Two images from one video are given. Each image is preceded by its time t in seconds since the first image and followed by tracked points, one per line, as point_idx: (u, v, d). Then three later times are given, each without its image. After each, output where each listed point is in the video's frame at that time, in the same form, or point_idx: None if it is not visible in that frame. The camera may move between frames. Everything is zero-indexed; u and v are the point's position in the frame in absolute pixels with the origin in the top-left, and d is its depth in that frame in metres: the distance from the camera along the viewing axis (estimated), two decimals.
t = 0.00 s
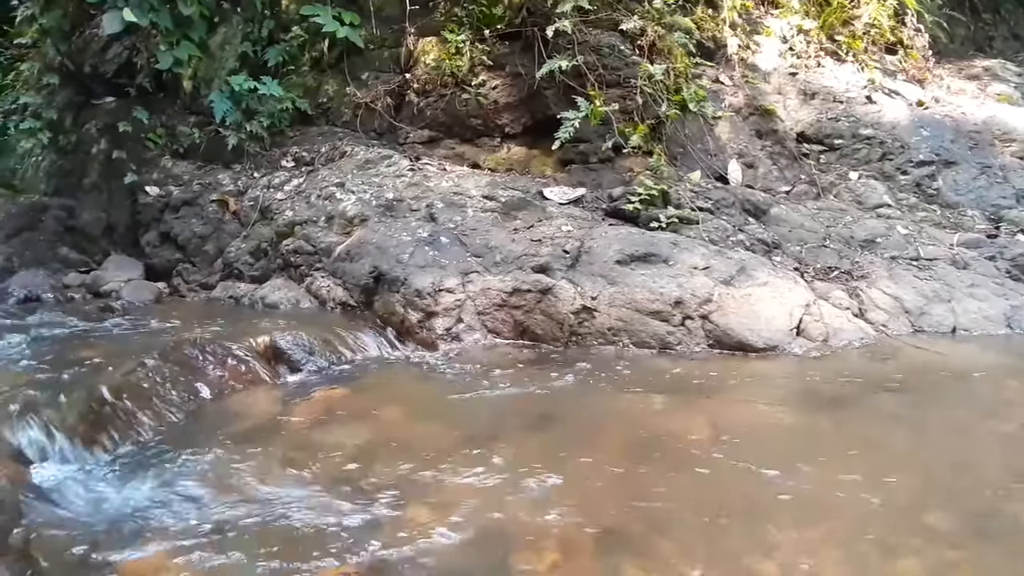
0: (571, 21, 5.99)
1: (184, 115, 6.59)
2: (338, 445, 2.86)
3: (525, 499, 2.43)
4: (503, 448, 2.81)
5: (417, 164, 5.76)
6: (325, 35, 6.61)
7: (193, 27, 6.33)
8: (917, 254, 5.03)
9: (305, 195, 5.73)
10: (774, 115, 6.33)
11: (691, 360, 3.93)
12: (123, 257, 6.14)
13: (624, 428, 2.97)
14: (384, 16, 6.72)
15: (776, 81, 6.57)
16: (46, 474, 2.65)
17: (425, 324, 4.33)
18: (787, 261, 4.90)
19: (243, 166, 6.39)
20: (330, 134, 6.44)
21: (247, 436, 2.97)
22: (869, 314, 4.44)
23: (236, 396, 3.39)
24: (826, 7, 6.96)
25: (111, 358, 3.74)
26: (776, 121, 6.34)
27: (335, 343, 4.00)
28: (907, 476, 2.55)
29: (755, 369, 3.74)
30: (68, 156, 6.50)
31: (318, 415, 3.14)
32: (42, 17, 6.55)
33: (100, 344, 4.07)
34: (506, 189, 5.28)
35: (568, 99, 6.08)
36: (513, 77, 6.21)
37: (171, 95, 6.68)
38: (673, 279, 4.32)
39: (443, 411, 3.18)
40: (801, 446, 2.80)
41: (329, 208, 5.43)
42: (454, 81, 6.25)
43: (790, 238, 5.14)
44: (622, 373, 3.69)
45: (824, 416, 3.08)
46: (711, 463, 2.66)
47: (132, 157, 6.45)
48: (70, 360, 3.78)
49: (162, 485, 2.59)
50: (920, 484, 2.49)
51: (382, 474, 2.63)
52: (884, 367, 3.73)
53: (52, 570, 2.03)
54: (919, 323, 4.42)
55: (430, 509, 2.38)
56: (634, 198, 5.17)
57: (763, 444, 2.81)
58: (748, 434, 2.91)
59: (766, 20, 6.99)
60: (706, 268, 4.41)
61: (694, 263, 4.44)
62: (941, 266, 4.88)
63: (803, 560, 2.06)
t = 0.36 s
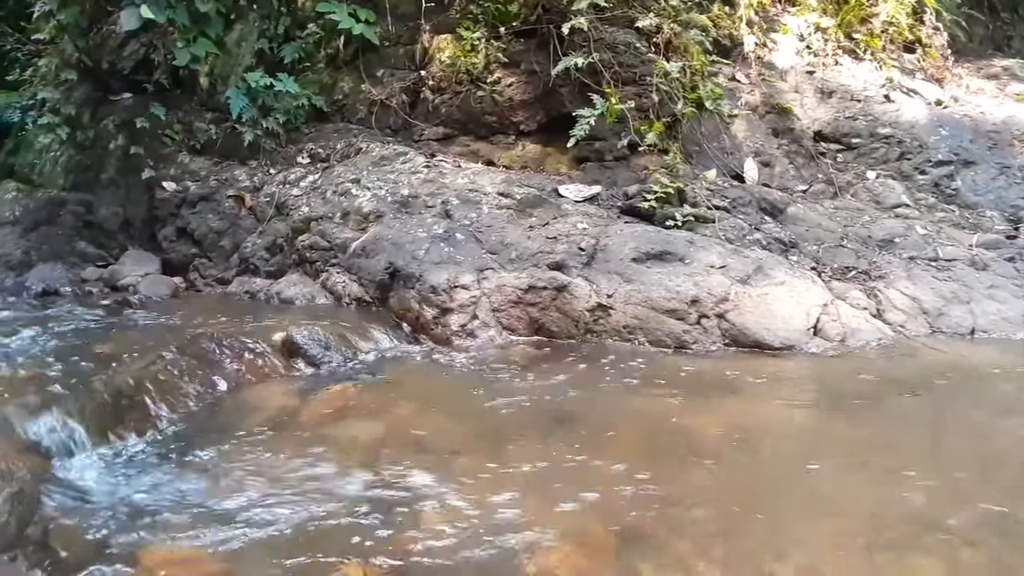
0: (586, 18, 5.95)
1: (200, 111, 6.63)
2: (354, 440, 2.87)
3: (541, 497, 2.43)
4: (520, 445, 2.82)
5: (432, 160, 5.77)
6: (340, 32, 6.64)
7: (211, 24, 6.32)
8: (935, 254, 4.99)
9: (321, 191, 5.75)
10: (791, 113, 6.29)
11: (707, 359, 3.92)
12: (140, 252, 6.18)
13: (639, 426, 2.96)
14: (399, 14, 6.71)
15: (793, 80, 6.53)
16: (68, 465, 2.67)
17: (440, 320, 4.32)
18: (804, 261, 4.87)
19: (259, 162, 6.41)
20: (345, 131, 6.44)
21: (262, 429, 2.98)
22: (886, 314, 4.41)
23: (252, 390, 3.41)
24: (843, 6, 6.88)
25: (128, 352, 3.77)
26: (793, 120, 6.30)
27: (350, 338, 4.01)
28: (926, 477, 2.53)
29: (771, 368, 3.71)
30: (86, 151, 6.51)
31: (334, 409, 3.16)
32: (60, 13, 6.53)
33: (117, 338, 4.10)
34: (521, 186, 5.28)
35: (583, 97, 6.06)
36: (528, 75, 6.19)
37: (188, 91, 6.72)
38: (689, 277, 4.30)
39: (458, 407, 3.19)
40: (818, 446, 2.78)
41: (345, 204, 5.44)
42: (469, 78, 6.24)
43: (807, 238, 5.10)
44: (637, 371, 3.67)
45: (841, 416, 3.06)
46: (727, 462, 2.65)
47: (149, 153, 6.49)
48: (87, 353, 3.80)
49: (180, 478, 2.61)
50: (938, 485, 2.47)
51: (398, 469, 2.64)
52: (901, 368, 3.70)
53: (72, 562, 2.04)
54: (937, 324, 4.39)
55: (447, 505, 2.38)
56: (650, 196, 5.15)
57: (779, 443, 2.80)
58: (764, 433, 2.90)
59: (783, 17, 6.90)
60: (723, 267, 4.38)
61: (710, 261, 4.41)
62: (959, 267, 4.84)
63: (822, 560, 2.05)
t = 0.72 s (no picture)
0: (596, 17, 5.95)
1: (210, 112, 6.64)
2: (366, 440, 2.86)
3: (554, 496, 2.42)
4: (532, 444, 2.81)
5: (441, 160, 5.76)
6: (349, 32, 6.63)
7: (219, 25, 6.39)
8: (948, 252, 4.95)
9: (330, 191, 5.75)
10: (801, 111, 6.26)
11: (718, 358, 3.91)
12: (151, 253, 6.21)
13: (654, 425, 2.96)
14: (407, 14, 6.72)
15: (804, 77, 6.48)
16: (78, 469, 2.66)
17: (450, 320, 4.33)
18: (816, 259, 4.84)
19: (268, 163, 6.41)
20: (354, 131, 6.45)
21: (276, 429, 2.99)
22: (899, 313, 4.38)
23: (265, 390, 3.42)
24: (854, 3, 6.86)
25: (141, 352, 3.79)
26: (803, 118, 6.27)
27: (361, 338, 4.01)
28: (941, 475, 2.51)
29: (783, 367, 3.70)
30: (97, 152, 6.55)
31: (345, 409, 3.15)
32: (70, 15, 6.55)
33: (129, 338, 4.12)
34: (530, 185, 5.27)
35: (592, 95, 6.04)
36: (536, 74, 6.17)
37: (198, 92, 6.74)
38: (700, 276, 4.29)
39: (471, 407, 3.18)
40: (831, 445, 2.77)
41: (355, 204, 5.44)
42: (478, 77, 6.24)
43: (819, 236, 5.08)
44: (648, 371, 3.66)
45: (854, 416, 3.04)
46: (739, 461, 2.64)
47: (159, 154, 6.51)
48: (97, 354, 3.81)
49: (191, 478, 2.61)
50: (953, 484, 2.45)
51: (410, 468, 2.64)
52: (915, 367, 3.67)
53: (86, 563, 2.04)
54: (950, 322, 4.35)
55: (460, 504, 2.38)
56: (660, 194, 5.13)
57: (792, 443, 2.78)
58: (778, 432, 2.88)
59: (793, 14, 6.90)
60: (734, 265, 4.36)
61: (722, 260, 4.39)
62: (972, 265, 4.80)
63: (838, 559, 2.04)
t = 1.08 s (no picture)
0: (604, 18, 5.90)
1: (220, 117, 6.66)
2: (380, 444, 2.86)
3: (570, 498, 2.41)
4: (547, 447, 2.80)
5: (451, 162, 5.76)
6: (358, 36, 6.66)
7: (229, 30, 6.44)
8: (963, 250, 4.92)
9: (341, 195, 5.75)
10: (812, 110, 6.23)
11: (732, 359, 3.89)
12: (163, 257, 6.24)
13: (670, 426, 2.95)
14: (416, 17, 6.72)
15: (814, 76, 6.46)
16: (94, 469, 2.68)
17: (463, 322, 4.32)
18: (830, 258, 4.81)
19: (279, 167, 6.43)
20: (364, 134, 6.46)
21: (291, 433, 2.99)
22: (914, 312, 4.35)
23: (279, 394, 3.42)
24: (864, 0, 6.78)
25: (155, 356, 3.80)
26: (814, 117, 6.23)
27: (374, 342, 4.02)
28: (960, 475, 2.49)
29: (797, 368, 3.68)
30: (109, 158, 6.59)
31: (359, 413, 3.15)
32: (79, 21, 6.64)
33: (142, 343, 4.14)
34: (541, 187, 5.26)
35: (602, 96, 6.03)
36: (546, 75, 6.17)
37: (208, 97, 6.77)
38: (714, 277, 4.27)
39: (485, 409, 3.18)
40: (850, 445, 2.75)
41: (366, 207, 5.44)
42: (487, 80, 6.24)
43: (832, 235, 5.05)
44: (662, 372, 3.64)
45: (870, 416, 3.01)
46: (757, 463, 2.62)
47: (171, 159, 6.54)
48: (111, 358, 3.83)
49: (205, 482, 2.61)
50: (972, 484, 2.42)
51: (425, 472, 2.63)
52: (930, 367, 3.64)
53: (104, 569, 2.05)
54: (966, 321, 4.32)
55: (476, 507, 2.38)
56: (672, 195, 5.11)
57: (808, 444, 2.77)
58: (794, 433, 2.87)
59: (803, 13, 6.89)
60: (748, 266, 4.34)
61: (735, 260, 4.37)
62: (987, 263, 4.76)
63: (858, 560, 2.02)
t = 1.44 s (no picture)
0: (618, 17, 5.89)
1: (235, 119, 6.70)
2: (399, 444, 2.87)
3: (590, 498, 2.41)
4: (566, 448, 2.79)
5: (466, 162, 5.77)
6: (371, 37, 6.65)
7: (244, 32, 6.32)
8: (983, 249, 4.87)
9: (356, 195, 5.75)
10: (828, 107, 6.16)
11: (750, 359, 3.88)
12: (180, 259, 6.29)
13: (691, 426, 2.94)
14: (429, 18, 6.74)
15: (829, 72, 6.41)
16: (119, 467, 2.68)
17: (479, 322, 4.32)
18: (848, 257, 4.77)
19: (294, 168, 6.46)
20: (378, 135, 6.48)
21: (310, 433, 3.00)
22: (934, 311, 4.31)
23: (297, 394, 3.44)
24: None
25: (173, 357, 3.82)
26: (830, 114, 6.17)
27: (391, 342, 4.05)
28: (984, 475, 2.47)
29: (816, 367, 3.66)
30: (125, 160, 6.70)
31: (378, 412, 3.17)
32: (96, 24, 6.52)
33: (159, 343, 4.17)
34: (556, 186, 5.25)
35: (616, 95, 6.01)
36: (559, 75, 6.15)
37: (223, 100, 6.80)
38: (731, 276, 4.24)
39: (504, 409, 3.19)
40: (872, 445, 2.73)
41: (381, 207, 5.44)
42: (501, 79, 6.22)
43: (850, 234, 5.02)
44: (678, 371, 3.64)
45: (893, 415, 2.99)
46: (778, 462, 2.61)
47: (187, 161, 6.59)
48: (128, 359, 3.85)
49: (225, 483, 2.62)
50: (998, 485, 2.40)
51: (444, 472, 2.63)
52: (953, 366, 3.61)
53: (126, 569, 2.06)
54: (987, 320, 4.27)
55: (495, 507, 2.38)
56: (687, 194, 5.09)
57: (830, 443, 2.75)
58: (816, 433, 2.85)
59: (817, 10, 6.79)
60: (765, 265, 4.31)
61: (753, 258, 4.35)
62: (1008, 262, 4.72)
63: (883, 560, 2.01)
